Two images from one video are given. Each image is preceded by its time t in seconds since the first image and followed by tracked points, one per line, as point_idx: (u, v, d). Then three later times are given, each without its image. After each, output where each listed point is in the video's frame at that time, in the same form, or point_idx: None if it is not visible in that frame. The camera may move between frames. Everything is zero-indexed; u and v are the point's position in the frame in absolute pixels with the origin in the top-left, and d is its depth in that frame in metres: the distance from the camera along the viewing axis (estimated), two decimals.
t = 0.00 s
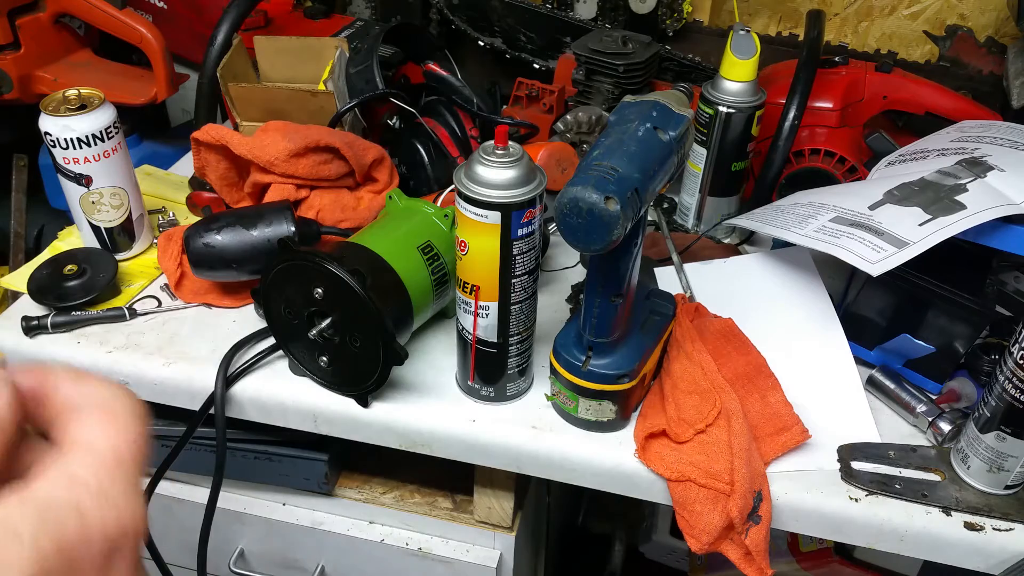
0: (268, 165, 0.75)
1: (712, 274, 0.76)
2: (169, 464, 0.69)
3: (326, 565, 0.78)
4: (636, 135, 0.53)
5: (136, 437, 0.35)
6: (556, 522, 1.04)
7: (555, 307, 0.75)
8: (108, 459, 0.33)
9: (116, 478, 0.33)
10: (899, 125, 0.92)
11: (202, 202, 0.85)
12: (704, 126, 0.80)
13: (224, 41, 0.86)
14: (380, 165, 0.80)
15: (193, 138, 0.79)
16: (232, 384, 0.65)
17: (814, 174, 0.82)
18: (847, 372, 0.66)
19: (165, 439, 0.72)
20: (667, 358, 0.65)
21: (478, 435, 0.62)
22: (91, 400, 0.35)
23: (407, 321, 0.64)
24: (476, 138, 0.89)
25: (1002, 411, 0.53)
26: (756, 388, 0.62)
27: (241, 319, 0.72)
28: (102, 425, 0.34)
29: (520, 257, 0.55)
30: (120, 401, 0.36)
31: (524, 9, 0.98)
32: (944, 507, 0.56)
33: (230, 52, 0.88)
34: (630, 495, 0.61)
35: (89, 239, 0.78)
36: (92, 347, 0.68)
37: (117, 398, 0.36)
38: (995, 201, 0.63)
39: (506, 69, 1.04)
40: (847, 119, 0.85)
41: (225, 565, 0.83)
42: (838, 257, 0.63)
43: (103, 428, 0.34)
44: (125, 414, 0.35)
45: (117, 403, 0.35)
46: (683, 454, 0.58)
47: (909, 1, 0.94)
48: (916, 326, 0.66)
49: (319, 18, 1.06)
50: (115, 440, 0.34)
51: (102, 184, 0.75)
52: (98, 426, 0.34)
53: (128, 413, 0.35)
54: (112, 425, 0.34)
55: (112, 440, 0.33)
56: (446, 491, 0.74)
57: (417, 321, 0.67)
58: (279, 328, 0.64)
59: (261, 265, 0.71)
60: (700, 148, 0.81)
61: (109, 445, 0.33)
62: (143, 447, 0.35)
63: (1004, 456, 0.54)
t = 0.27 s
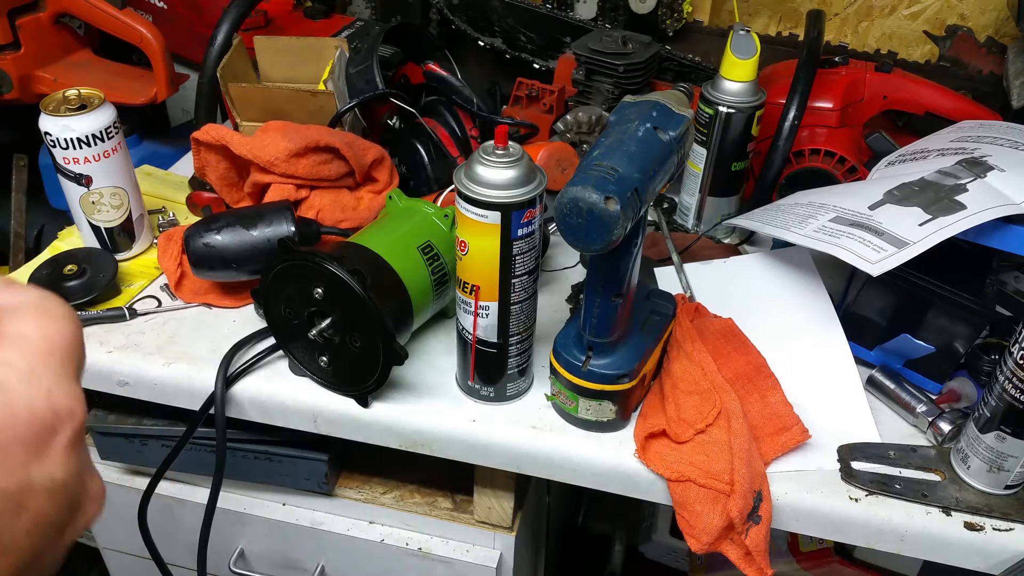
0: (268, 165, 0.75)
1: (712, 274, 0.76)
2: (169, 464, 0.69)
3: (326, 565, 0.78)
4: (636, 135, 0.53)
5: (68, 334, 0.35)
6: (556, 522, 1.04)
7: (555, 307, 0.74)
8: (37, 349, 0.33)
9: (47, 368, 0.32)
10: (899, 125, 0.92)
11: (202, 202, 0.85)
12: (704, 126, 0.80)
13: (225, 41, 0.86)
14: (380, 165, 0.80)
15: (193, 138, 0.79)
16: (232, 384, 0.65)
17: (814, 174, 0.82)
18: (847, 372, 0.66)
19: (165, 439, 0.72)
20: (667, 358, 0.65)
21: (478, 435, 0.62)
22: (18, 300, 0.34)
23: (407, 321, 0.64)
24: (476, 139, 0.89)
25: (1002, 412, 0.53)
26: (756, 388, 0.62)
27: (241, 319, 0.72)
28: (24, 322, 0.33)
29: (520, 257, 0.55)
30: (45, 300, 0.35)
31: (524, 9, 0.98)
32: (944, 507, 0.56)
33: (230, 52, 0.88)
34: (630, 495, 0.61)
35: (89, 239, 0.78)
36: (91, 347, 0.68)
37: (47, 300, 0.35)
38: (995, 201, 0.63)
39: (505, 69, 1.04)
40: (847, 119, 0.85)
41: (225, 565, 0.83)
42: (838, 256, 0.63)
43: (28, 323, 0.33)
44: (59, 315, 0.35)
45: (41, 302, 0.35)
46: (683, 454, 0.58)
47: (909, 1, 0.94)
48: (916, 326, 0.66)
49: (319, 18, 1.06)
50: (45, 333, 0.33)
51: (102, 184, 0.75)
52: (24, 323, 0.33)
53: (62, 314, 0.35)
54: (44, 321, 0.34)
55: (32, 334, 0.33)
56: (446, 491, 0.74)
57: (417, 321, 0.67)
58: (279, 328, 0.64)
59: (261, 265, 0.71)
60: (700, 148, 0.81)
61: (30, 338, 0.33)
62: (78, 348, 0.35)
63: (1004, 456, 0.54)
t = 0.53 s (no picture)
0: (268, 165, 0.75)
1: (712, 274, 0.76)
2: (169, 464, 0.69)
3: (326, 565, 0.78)
4: (636, 135, 0.53)
5: (40, 252, 0.43)
6: (556, 522, 1.04)
7: (556, 307, 0.74)
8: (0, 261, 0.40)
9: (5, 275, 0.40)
10: (899, 125, 0.92)
11: (202, 202, 0.85)
12: (704, 126, 0.80)
13: (225, 41, 0.86)
14: (380, 165, 0.80)
15: (194, 138, 0.79)
16: (232, 384, 0.65)
17: (814, 174, 0.82)
18: (847, 372, 0.66)
19: (166, 439, 0.72)
20: (667, 358, 0.65)
21: (478, 435, 0.62)
22: None
23: (407, 321, 0.64)
24: (476, 139, 0.89)
25: (1002, 412, 0.53)
26: (757, 388, 0.62)
27: (241, 319, 0.72)
28: None
29: (520, 257, 0.55)
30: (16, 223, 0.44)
31: (524, 8, 0.98)
32: (944, 507, 0.56)
33: (230, 52, 0.88)
34: (630, 495, 0.61)
35: (89, 239, 0.78)
36: (91, 347, 0.68)
37: (25, 225, 0.44)
38: (996, 201, 0.63)
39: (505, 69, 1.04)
40: (847, 119, 0.84)
41: (225, 565, 0.83)
42: (837, 256, 0.63)
43: None
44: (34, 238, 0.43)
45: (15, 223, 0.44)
46: (683, 454, 0.58)
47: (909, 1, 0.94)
48: (916, 326, 0.66)
49: (319, 18, 1.06)
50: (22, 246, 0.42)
51: (102, 184, 0.75)
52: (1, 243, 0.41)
53: (38, 237, 0.44)
54: (24, 237, 0.43)
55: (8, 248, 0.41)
56: (446, 491, 0.74)
57: (417, 321, 0.67)
58: (279, 328, 0.64)
59: (261, 265, 0.71)
60: (700, 147, 0.81)
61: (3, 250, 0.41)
62: (49, 266, 0.44)
63: (1004, 456, 0.54)
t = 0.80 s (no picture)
0: (268, 165, 0.75)
1: (712, 274, 0.76)
2: (169, 464, 0.69)
3: (326, 565, 0.78)
4: (636, 135, 0.53)
5: (65, 262, 0.36)
6: (556, 522, 1.04)
7: (555, 307, 0.74)
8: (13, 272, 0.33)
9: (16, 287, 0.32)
10: (899, 125, 0.92)
11: (202, 202, 0.85)
12: (704, 126, 0.80)
13: (224, 41, 0.86)
14: (380, 165, 0.80)
15: (194, 138, 0.79)
16: (232, 384, 0.65)
17: (814, 174, 0.82)
18: (847, 372, 0.66)
19: (165, 439, 0.72)
20: (667, 358, 0.65)
21: (478, 435, 0.62)
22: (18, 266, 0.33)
23: (407, 321, 0.64)
24: (476, 139, 0.89)
25: (1002, 412, 0.53)
26: (757, 388, 0.62)
27: (241, 319, 0.72)
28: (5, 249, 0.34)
29: (520, 257, 0.55)
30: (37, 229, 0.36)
31: (524, 9, 0.98)
32: (944, 507, 0.56)
33: (230, 52, 0.88)
34: (630, 495, 0.61)
35: (89, 239, 0.78)
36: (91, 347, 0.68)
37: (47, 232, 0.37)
38: (995, 201, 0.63)
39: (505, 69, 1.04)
40: (847, 119, 0.85)
41: (225, 565, 0.83)
42: (838, 256, 0.63)
43: (16, 251, 0.34)
44: (56, 243, 0.36)
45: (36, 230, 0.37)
46: (683, 454, 0.58)
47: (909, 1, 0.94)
48: (916, 326, 0.66)
49: (319, 18, 1.06)
50: (43, 252, 0.35)
51: (102, 184, 0.75)
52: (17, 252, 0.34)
53: (63, 245, 0.36)
54: (43, 242, 0.36)
55: (22, 258, 0.34)
56: (446, 491, 0.74)
57: (417, 321, 0.67)
58: (279, 328, 0.64)
59: (261, 265, 0.71)
60: (700, 147, 0.81)
61: (19, 259, 0.34)
62: (74, 275, 0.36)
63: (1004, 456, 0.54)
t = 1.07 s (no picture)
0: (268, 165, 0.75)
1: (712, 273, 0.76)
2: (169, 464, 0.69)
3: (326, 565, 0.78)
4: (636, 135, 0.53)
5: (174, 354, 0.29)
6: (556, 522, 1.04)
7: (555, 307, 0.75)
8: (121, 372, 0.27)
9: (123, 394, 0.26)
10: (899, 125, 0.92)
11: (202, 202, 0.85)
12: (704, 125, 0.80)
13: (224, 41, 0.86)
14: (380, 165, 0.80)
15: (194, 138, 0.79)
16: (232, 384, 0.65)
17: (814, 173, 0.82)
18: (847, 371, 0.66)
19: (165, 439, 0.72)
20: (667, 358, 0.65)
21: (478, 435, 0.62)
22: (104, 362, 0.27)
23: (407, 321, 0.64)
24: (476, 139, 0.89)
25: (1002, 412, 0.53)
26: (756, 387, 0.62)
27: (241, 319, 0.72)
28: (110, 337, 0.28)
29: (520, 257, 0.55)
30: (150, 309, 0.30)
31: (524, 8, 0.98)
32: (944, 507, 0.56)
33: (230, 52, 0.88)
34: (630, 495, 0.61)
35: (89, 239, 0.78)
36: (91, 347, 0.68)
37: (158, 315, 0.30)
38: (995, 201, 0.63)
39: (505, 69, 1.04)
40: (847, 119, 0.85)
41: (225, 565, 0.83)
42: (838, 256, 0.63)
43: (121, 339, 0.28)
44: (168, 328, 0.30)
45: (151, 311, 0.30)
46: (683, 454, 0.59)
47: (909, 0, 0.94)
48: (916, 326, 0.66)
49: (319, 18, 1.06)
50: (153, 343, 0.29)
51: (102, 184, 0.75)
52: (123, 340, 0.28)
53: (176, 335, 0.30)
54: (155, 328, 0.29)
55: (132, 353, 0.28)
56: (446, 491, 0.74)
57: (417, 321, 0.67)
58: (279, 328, 0.64)
59: (261, 265, 0.71)
60: (700, 147, 0.81)
61: (128, 353, 0.28)
62: (185, 369, 0.30)
63: (1004, 456, 0.54)
